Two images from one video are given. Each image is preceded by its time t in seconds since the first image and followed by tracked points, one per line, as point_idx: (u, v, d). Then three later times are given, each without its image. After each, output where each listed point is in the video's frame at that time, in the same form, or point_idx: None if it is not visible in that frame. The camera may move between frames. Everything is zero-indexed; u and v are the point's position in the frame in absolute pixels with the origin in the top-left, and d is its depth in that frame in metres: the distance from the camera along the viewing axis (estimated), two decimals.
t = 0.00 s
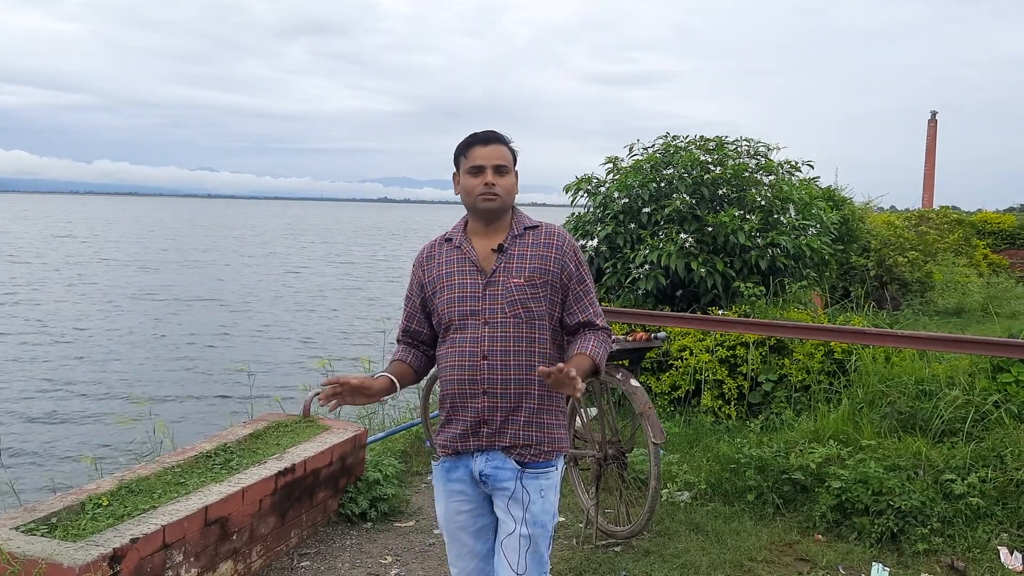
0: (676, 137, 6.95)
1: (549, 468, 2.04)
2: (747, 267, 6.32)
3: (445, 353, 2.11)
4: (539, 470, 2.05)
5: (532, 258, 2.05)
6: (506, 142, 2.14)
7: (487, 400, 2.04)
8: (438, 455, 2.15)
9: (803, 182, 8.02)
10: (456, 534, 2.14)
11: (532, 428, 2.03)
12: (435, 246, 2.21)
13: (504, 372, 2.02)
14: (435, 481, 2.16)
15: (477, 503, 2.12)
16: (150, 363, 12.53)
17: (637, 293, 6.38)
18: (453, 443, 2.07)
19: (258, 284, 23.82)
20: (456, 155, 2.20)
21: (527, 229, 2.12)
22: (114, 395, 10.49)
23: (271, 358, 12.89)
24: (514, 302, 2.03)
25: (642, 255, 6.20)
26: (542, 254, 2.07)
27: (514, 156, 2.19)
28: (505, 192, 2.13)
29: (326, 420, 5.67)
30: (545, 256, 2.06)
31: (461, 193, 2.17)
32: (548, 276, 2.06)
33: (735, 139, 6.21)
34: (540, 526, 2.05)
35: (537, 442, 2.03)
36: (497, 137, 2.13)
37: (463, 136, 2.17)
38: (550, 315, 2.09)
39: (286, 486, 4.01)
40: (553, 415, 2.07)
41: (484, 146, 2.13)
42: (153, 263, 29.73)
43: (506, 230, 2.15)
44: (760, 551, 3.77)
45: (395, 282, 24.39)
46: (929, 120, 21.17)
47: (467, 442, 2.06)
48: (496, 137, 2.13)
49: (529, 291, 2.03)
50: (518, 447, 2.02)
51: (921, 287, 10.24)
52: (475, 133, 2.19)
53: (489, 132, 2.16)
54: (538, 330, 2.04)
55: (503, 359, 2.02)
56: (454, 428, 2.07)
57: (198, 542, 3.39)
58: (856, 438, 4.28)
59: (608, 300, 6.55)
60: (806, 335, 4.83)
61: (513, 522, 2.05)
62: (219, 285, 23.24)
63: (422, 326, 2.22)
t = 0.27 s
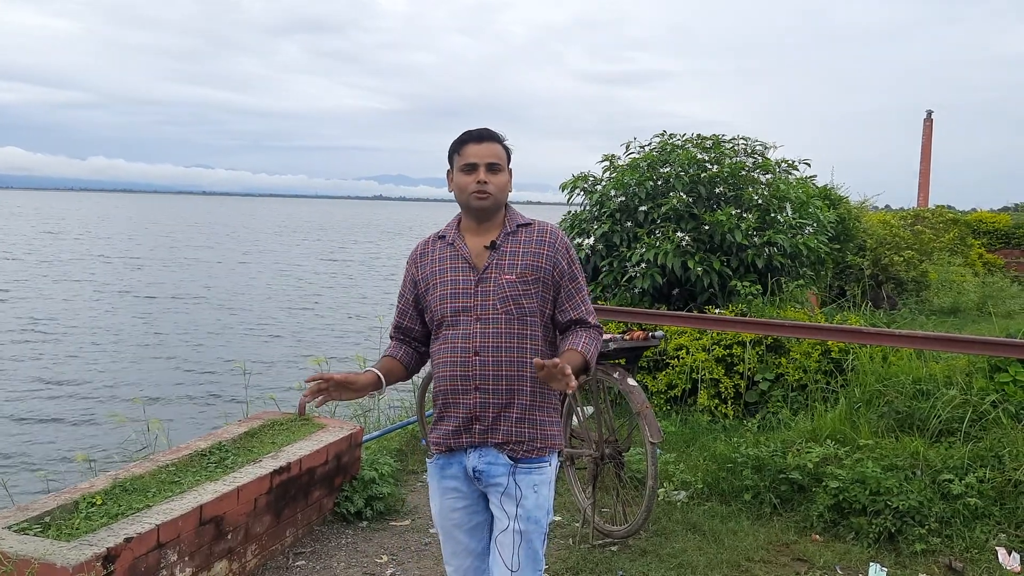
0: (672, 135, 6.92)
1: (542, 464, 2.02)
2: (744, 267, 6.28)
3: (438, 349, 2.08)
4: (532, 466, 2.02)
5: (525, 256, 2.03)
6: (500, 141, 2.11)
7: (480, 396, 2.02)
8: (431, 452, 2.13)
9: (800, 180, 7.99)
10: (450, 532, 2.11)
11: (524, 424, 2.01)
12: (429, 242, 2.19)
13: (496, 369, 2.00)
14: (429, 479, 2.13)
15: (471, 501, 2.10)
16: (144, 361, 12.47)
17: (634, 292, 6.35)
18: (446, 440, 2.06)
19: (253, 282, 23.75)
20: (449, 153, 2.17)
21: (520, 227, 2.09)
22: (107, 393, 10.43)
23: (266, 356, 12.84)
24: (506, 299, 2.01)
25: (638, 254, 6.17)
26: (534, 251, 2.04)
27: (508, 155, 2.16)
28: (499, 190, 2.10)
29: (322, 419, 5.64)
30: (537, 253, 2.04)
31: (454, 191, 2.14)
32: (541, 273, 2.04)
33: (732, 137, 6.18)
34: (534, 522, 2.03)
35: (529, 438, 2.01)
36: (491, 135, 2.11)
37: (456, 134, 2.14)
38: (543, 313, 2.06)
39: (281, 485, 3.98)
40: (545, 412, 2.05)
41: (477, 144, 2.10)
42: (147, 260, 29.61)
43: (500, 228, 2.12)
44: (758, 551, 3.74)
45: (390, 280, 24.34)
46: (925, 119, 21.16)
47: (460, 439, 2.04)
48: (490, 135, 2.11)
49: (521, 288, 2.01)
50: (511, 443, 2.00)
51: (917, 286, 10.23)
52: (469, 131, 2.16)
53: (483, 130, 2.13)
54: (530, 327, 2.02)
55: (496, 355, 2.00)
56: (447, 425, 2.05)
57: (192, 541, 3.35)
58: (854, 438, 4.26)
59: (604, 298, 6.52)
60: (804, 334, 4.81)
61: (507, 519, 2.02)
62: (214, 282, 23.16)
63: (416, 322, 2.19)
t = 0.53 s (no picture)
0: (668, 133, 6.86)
1: (537, 462, 1.97)
2: (740, 266, 6.22)
3: (430, 350, 2.02)
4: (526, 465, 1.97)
5: (517, 253, 1.97)
6: (493, 139, 2.05)
7: (473, 396, 1.96)
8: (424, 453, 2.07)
9: (796, 179, 7.94)
10: (444, 533, 2.05)
11: (518, 423, 1.96)
12: (419, 241, 2.12)
13: (490, 368, 1.95)
14: (421, 480, 2.07)
15: (465, 501, 2.04)
16: (136, 359, 12.38)
17: (629, 290, 6.28)
18: (439, 440, 2.00)
19: (247, 280, 23.64)
20: (440, 151, 2.11)
21: (512, 224, 2.02)
22: (100, 391, 10.35)
23: (259, 354, 12.76)
24: (498, 297, 1.95)
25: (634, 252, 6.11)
26: (526, 249, 1.98)
27: (501, 153, 2.10)
28: (491, 189, 2.03)
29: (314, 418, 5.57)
30: (529, 250, 1.97)
31: (445, 189, 2.08)
32: (533, 270, 1.98)
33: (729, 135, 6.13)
34: (529, 522, 1.97)
35: (523, 437, 1.95)
36: (485, 134, 2.04)
37: (449, 132, 2.08)
38: (536, 311, 2.00)
39: (273, 486, 3.91)
40: (539, 411, 1.99)
41: (470, 142, 2.04)
42: (140, 258, 29.46)
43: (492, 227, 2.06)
44: (755, 553, 3.67)
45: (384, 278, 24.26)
46: (920, 118, 21.12)
47: (453, 439, 1.99)
48: (483, 133, 2.05)
49: (513, 285, 1.95)
50: (505, 442, 1.95)
51: (912, 285, 10.19)
52: (462, 129, 2.10)
53: (476, 128, 2.07)
54: (523, 326, 1.96)
55: (489, 354, 1.94)
56: (440, 425, 2.00)
57: (183, 543, 3.29)
58: (851, 438, 4.19)
59: (599, 297, 6.45)
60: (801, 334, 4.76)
61: (502, 519, 1.97)
62: (207, 280, 23.04)
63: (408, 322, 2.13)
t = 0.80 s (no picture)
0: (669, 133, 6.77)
1: (538, 469, 1.89)
2: (742, 266, 6.15)
3: (428, 356, 1.94)
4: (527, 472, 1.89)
5: (516, 255, 1.90)
6: (488, 139, 1.97)
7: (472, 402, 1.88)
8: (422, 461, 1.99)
9: (798, 178, 7.85)
10: (443, 543, 1.97)
11: (519, 429, 1.88)
12: (415, 245, 2.04)
13: (490, 373, 1.87)
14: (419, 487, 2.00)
15: (464, 510, 1.96)
16: (133, 360, 12.29)
17: (630, 291, 6.20)
18: (438, 448, 1.92)
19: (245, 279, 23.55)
20: (433, 153, 2.03)
21: (509, 226, 1.95)
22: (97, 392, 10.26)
23: (258, 354, 12.68)
24: (498, 300, 1.88)
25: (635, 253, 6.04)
26: (525, 251, 1.91)
27: (497, 153, 2.03)
28: (488, 189, 1.96)
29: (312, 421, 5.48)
30: (528, 252, 1.91)
31: (440, 191, 2.00)
32: (532, 272, 1.91)
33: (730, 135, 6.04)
34: (530, 530, 1.89)
35: (525, 443, 1.87)
36: (479, 133, 1.97)
37: (442, 133, 2.00)
38: (536, 314, 1.93)
39: (270, 491, 3.83)
40: (541, 416, 1.92)
41: (465, 142, 1.96)
42: (138, 258, 29.37)
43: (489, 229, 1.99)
44: (757, 559, 3.50)
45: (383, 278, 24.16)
46: (920, 117, 21.02)
47: (453, 446, 1.91)
48: (478, 132, 1.97)
49: (513, 288, 1.88)
50: (506, 448, 1.87)
51: (914, 285, 10.10)
52: (455, 128, 2.02)
53: (470, 128, 1.99)
54: (523, 329, 1.89)
55: (488, 358, 1.87)
56: (439, 433, 1.91)
57: (177, 550, 3.20)
58: (855, 443, 4.01)
59: (600, 297, 6.37)
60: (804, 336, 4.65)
61: (502, 527, 1.89)
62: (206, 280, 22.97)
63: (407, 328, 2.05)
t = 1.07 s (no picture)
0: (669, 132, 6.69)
1: (537, 478, 1.81)
2: (744, 266, 6.06)
3: (425, 359, 1.86)
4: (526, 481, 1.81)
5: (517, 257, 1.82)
6: (487, 137, 1.90)
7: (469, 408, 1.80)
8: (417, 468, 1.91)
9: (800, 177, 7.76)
10: (439, 552, 1.89)
11: (516, 437, 1.80)
12: (413, 245, 1.96)
13: (488, 378, 1.79)
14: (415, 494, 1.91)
15: (461, 517, 1.88)
16: (130, 360, 12.20)
17: (631, 291, 6.12)
18: (434, 454, 1.83)
19: (244, 279, 23.46)
20: (431, 152, 1.95)
21: (511, 227, 1.87)
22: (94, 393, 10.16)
23: (256, 355, 12.59)
24: (497, 303, 1.80)
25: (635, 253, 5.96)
26: (526, 253, 1.83)
27: (497, 151, 1.95)
28: (489, 188, 1.88)
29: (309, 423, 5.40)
30: (530, 254, 1.82)
31: (439, 191, 1.92)
32: (533, 275, 1.83)
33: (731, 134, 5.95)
34: (530, 541, 1.81)
35: (523, 451, 1.79)
36: (479, 131, 1.89)
37: (441, 131, 1.93)
38: (536, 318, 1.85)
39: (266, 495, 3.74)
40: (540, 424, 1.84)
41: (464, 140, 1.88)
42: (136, 258, 29.27)
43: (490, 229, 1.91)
44: (760, 564, 3.42)
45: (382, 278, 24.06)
46: (921, 117, 20.92)
47: (449, 453, 1.82)
48: (477, 130, 1.89)
49: (513, 290, 1.80)
50: (503, 456, 1.79)
51: (916, 285, 10.00)
52: (453, 126, 1.94)
53: (469, 125, 1.91)
54: (523, 333, 1.81)
55: (486, 363, 1.79)
56: (434, 438, 1.83)
57: (170, 556, 3.11)
58: (859, 445, 3.91)
59: (600, 298, 6.29)
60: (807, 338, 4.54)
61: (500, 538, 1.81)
62: (204, 280, 22.87)
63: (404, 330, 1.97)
